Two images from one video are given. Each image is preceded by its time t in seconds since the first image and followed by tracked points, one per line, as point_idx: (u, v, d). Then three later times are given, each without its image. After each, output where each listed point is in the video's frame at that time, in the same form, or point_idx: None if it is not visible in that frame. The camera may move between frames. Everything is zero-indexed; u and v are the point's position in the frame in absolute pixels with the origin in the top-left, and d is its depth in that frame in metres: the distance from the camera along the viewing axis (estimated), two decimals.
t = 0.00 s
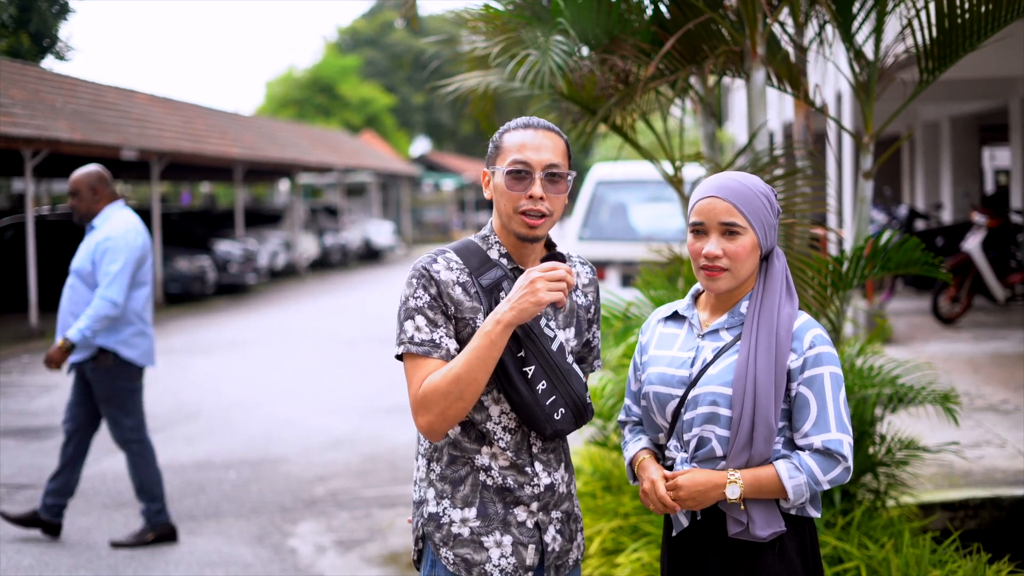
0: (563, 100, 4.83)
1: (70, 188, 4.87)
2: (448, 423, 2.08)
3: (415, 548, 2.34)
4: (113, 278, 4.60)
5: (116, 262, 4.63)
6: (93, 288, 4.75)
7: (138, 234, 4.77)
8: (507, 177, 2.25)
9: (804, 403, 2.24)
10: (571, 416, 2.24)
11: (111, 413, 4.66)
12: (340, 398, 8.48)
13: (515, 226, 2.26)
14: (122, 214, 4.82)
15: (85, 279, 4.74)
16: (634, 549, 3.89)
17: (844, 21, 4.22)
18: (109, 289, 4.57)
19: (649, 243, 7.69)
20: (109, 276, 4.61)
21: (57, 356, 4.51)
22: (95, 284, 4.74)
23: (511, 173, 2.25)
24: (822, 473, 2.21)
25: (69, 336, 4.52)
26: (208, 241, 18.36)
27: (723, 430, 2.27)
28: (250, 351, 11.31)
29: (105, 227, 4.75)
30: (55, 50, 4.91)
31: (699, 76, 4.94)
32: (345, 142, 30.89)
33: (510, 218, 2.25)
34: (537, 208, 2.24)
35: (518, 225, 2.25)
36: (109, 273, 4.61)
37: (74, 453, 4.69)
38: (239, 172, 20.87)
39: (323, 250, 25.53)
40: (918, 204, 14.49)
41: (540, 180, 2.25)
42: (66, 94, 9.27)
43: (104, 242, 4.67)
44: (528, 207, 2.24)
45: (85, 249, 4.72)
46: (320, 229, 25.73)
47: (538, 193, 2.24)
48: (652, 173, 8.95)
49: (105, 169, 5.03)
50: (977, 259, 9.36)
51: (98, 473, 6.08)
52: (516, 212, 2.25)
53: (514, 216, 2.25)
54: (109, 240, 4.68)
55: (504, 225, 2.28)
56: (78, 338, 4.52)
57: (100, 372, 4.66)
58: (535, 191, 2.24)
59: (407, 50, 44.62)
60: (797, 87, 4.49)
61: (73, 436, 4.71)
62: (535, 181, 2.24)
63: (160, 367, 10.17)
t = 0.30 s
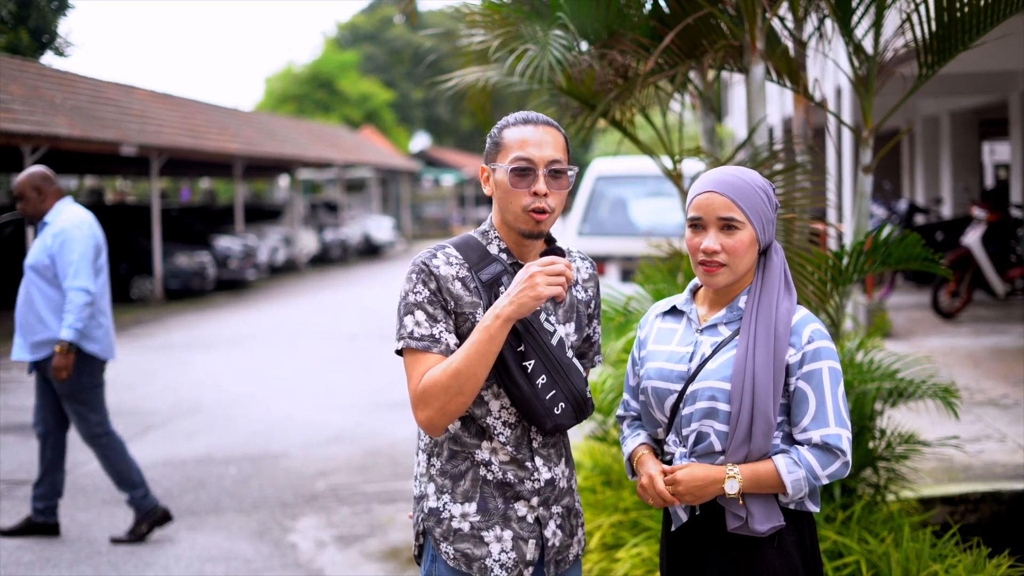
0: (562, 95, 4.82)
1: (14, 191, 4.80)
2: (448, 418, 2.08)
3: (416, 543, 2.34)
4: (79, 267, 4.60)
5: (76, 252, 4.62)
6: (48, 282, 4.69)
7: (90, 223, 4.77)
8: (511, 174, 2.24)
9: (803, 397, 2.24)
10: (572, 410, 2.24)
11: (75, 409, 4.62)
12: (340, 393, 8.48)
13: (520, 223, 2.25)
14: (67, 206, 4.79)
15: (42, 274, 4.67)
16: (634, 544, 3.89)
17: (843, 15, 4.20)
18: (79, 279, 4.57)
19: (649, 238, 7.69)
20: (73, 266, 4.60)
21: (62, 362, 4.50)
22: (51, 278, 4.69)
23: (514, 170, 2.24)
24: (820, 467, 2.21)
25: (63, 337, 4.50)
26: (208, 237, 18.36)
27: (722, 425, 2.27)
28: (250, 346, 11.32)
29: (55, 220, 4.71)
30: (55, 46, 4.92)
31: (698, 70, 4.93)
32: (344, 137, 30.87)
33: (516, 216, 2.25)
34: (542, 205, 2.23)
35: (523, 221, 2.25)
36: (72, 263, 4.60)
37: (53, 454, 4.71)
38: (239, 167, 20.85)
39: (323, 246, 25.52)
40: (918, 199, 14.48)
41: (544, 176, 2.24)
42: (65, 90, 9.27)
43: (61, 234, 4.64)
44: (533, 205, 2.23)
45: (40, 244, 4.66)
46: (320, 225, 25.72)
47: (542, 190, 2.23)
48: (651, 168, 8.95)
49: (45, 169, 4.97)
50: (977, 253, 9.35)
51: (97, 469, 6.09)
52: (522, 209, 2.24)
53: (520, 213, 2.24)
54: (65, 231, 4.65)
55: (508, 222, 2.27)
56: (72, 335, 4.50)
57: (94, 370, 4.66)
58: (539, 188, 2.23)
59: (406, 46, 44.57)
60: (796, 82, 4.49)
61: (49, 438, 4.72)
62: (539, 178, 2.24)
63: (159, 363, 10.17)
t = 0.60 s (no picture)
0: (563, 91, 4.82)
1: None
2: (449, 415, 2.08)
3: (417, 541, 2.34)
4: (48, 263, 4.63)
5: (46, 247, 4.65)
6: (9, 277, 4.65)
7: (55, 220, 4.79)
8: (509, 171, 2.24)
9: (804, 394, 2.24)
10: (573, 408, 2.23)
11: None
12: (341, 390, 8.48)
13: (517, 220, 2.25)
14: (31, 202, 4.77)
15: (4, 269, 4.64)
16: (635, 541, 3.89)
17: (844, 12, 4.19)
18: (49, 274, 4.61)
19: (649, 234, 7.70)
20: (43, 262, 4.62)
21: (28, 355, 4.47)
22: (13, 273, 4.66)
23: (511, 167, 2.24)
24: (823, 464, 2.21)
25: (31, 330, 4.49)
26: (208, 234, 18.35)
27: (724, 422, 2.27)
28: (251, 344, 11.32)
29: (18, 215, 4.69)
30: (55, 44, 5.05)
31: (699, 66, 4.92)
32: (345, 134, 30.86)
33: (512, 212, 2.24)
34: (538, 202, 2.23)
35: (520, 217, 2.24)
36: (41, 259, 4.62)
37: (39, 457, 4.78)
38: (240, 165, 20.84)
39: (324, 243, 25.52)
40: (919, 194, 14.48)
41: (540, 173, 2.24)
42: (66, 88, 9.28)
43: (27, 230, 4.63)
44: (529, 201, 2.23)
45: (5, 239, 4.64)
46: (321, 223, 25.72)
47: (539, 186, 2.23)
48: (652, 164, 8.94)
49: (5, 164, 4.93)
50: (977, 249, 9.36)
51: (99, 467, 6.10)
52: (518, 206, 2.24)
53: (516, 210, 2.24)
54: (32, 226, 4.65)
55: (506, 219, 2.27)
56: (41, 330, 4.50)
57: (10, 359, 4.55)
58: (535, 184, 2.23)
59: (406, 42, 44.54)
60: (796, 78, 4.48)
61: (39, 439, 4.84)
62: (535, 175, 2.24)
63: (160, 360, 10.18)
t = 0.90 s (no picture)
0: (563, 89, 4.82)
1: None
2: (449, 412, 2.08)
3: (417, 539, 2.34)
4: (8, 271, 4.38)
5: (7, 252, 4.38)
6: None
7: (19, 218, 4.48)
8: (509, 168, 2.24)
9: (807, 391, 2.23)
10: (574, 406, 2.23)
11: None
12: (342, 388, 8.48)
13: (518, 217, 2.25)
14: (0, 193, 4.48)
15: None
16: (636, 539, 3.89)
17: (845, 9, 4.19)
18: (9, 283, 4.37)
19: (650, 232, 7.70)
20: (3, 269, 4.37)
21: None
22: None
23: (510, 164, 2.24)
24: (825, 461, 2.20)
25: None
26: (209, 232, 18.34)
27: (726, 419, 2.27)
28: (251, 342, 11.32)
29: None
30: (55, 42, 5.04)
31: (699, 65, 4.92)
32: (346, 132, 30.84)
33: (513, 209, 2.24)
34: (538, 198, 2.23)
35: (521, 214, 2.24)
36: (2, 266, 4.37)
37: (25, 456, 4.64)
38: (240, 163, 20.81)
39: (325, 241, 25.50)
40: (920, 192, 14.47)
41: (539, 170, 2.24)
42: (66, 85, 9.26)
43: None
44: (529, 198, 2.23)
45: None
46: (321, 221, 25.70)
47: (538, 183, 2.23)
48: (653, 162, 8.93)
49: None
50: (978, 246, 9.36)
51: (99, 465, 6.11)
52: (519, 203, 2.24)
53: (517, 207, 2.24)
54: None
55: (507, 216, 2.27)
56: None
57: None
58: (535, 181, 2.23)
59: (407, 40, 44.49)
60: (797, 75, 4.47)
61: (24, 437, 4.66)
62: (534, 171, 2.23)
63: (161, 358, 10.17)
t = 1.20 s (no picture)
0: (564, 86, 4.84)
1: None
2: (457, 409, 2.08)
3: (424, 534, 2.34)
4: None
5: None
6: None
7: None
8: (499, 168, 2.24)
9: (809, 386, 2.23)
10: (580, 402, 2.23)
11: None
12: (342, 386, 8.48)
13: (521, 213, 2.25)
14: None
15: None
16: (637, 535, 3.89)
17: (845, 5, 4.18)
18: None
19: (651, 229, 7.69)
20: None
21: None
22: None
23: (501, 163, 2.24)
24: (827, 456, 2.20)
25: None
26: (210, 230, 18.32)
27: (728, 415, 2.27)
28: (251, 339, 11.32)
29: None
30: (55, 39, 5.00)
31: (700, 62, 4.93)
32: (346, 130, 30.82)
33: (513, 207, 2.24)
34: (536, 190, 2.23)
35: (523, 211, 2.25)
36: None
37: None
38: (241, 160, 20.79)
39: (325, 238, 25.49)
40: (920, 189, 14.45)
41: (531, 163, 2.24)
42: (66, 83, 9.25)
43: None
44: (527, 192, 2.22)
45: None
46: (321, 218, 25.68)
47: (534, 175, 2.23)
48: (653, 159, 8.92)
49: None
50: (979, 243, 9.35)
51: (100, 462, 6.11)
52: (517, 199, 2.24)
53: (517, 204, 2.24)
54: None
55: (509, 214, 2.27)
56: None
57: None
58: (530, 174, 2.22)
59: (407, 37, 44.44)
60: (798, 72, 4.46)
61: None
62: (527, 165, 2.23)
63: (162, 356, 10.17)
